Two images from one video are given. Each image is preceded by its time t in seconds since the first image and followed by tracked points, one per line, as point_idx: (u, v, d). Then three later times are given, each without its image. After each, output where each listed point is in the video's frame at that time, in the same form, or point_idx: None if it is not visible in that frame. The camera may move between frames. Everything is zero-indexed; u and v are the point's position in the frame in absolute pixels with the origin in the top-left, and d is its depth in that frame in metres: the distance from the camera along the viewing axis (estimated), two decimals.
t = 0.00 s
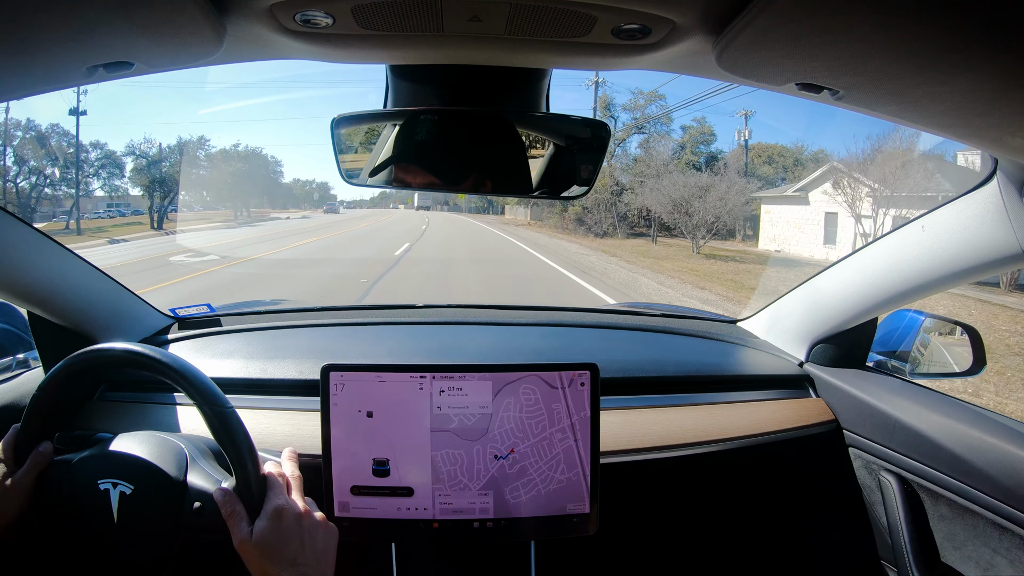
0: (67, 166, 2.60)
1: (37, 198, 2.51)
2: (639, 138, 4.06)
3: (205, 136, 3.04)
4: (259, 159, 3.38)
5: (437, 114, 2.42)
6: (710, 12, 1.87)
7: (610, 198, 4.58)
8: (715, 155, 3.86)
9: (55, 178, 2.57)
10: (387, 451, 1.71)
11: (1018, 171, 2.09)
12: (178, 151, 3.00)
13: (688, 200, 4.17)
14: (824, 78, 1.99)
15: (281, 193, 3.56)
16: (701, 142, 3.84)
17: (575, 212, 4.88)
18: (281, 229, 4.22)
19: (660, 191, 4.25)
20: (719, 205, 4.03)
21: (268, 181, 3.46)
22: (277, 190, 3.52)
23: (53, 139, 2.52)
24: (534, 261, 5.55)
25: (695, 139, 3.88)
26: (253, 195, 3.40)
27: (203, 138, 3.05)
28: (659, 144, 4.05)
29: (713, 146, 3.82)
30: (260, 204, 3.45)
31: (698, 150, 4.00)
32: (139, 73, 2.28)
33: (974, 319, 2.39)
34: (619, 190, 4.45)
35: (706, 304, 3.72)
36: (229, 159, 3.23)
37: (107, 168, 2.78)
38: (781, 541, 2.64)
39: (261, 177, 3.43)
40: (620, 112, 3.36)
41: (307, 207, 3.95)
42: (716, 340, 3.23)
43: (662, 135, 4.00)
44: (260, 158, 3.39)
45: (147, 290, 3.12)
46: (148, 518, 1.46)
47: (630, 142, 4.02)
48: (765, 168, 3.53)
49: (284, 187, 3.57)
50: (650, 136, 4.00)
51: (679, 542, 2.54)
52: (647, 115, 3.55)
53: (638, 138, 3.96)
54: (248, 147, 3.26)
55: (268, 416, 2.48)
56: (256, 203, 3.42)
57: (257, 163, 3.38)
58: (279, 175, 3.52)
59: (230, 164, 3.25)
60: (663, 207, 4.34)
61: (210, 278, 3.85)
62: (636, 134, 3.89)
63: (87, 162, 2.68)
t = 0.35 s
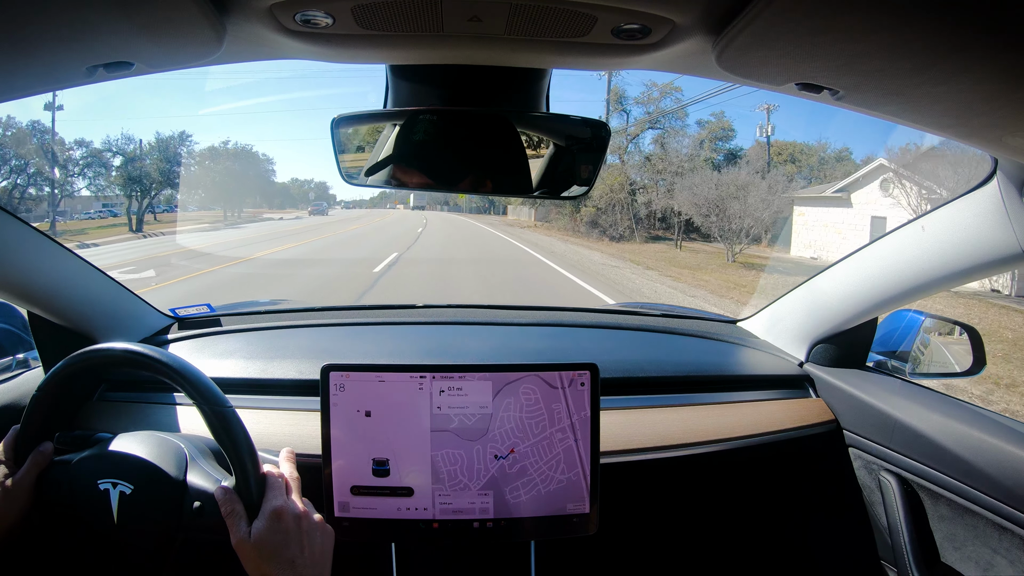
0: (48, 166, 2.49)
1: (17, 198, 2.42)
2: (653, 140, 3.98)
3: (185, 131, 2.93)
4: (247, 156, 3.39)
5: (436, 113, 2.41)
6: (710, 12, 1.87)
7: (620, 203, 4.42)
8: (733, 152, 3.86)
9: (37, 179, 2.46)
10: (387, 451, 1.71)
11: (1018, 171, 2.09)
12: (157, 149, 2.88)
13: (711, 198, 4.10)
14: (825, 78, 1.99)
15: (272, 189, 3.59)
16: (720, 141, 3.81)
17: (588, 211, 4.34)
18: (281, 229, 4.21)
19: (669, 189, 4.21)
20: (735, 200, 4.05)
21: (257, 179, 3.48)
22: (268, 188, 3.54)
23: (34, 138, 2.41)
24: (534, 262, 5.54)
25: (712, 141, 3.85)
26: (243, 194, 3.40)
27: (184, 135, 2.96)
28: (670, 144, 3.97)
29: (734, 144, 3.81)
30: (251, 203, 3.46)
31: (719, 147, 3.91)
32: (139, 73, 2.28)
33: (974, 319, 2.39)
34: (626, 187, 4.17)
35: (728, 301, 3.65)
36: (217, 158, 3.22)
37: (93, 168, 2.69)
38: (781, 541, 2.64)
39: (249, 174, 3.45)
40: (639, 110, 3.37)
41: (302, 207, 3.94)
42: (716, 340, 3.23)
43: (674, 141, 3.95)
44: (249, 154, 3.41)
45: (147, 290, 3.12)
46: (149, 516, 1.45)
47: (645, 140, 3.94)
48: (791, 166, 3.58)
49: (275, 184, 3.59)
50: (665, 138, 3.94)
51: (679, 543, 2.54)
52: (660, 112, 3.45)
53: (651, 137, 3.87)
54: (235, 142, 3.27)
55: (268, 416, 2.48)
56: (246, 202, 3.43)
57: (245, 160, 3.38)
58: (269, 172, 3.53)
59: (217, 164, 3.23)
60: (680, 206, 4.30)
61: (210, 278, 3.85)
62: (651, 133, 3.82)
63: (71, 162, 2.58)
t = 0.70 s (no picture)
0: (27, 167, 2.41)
1: None
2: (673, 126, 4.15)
3: (160, 125, 2.83)
4: (236, 154, 3.29)
5: (435, 113, 2.42)
6: (711, 12, 1.87)
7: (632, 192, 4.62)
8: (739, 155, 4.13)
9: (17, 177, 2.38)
10: (387, 451, 1.71)
11: (1019, 172, 2.09)
12: (132, 144, 2.82)
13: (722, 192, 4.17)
14: (825, 79, 1.99)
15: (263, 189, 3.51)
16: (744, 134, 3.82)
17: (604, 214, 4.78)
18: (280, 228, 4.21)
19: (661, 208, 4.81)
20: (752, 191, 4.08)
21: (248, 178, 3.39)
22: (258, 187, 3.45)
23: (13, 136, 2.33)
24: (534, 262, 5.54)
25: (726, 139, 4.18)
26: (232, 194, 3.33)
27: (161, 131, 2.90)
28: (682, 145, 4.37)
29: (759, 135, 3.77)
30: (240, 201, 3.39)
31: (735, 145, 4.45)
32: (139, 73, 2.28)
33: (974, 319, 2.39)
34: (625, 208, 4.76)
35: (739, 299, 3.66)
36: (200, 158, 3.12)
37: (76, 166, 2.65)
38: (782, 541, 2.63)
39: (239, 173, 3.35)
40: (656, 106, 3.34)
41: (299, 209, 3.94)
42: (716, 340, 3.23)
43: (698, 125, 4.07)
44: (238, 151, 3.31)
45: (147, 290, 3.12)
46: (149, 514, 1.46)
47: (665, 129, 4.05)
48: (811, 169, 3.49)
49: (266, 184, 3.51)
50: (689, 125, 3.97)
51: (679, 543, 2.54)
52: (677, 106, 3.38)
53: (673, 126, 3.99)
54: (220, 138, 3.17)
55: (269, 416, 2.48)
56: (235, 201, 3.37)
57: (234, 157, 3.28)
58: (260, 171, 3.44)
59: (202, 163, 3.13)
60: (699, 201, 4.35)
61: (210, 278, 3.85)
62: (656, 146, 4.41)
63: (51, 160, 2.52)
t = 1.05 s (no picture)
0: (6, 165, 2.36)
1: None
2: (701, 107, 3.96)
3: (136, 119, 2.64)
4: (220, 150, 3.27)
5: (435, 113, 2.42)
6: (710, 12, 1.87)
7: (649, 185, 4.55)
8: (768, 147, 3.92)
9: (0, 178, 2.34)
10: (387, 451, 1.71)
11: (1018, 172, 2.08)
12: (101, 143, 2.62)
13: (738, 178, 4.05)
14: (825, 78, 1.99)
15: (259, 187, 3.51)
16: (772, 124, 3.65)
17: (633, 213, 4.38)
18: (280, 228, 4.21)
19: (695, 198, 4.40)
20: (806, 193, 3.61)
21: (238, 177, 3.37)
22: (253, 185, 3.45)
23: None
24: (534, 262, 5.54)
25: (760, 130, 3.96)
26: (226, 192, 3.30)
27: (134, 125, 2.66)
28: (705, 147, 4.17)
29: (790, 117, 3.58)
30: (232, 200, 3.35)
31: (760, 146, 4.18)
32: (139, 73, 2.28)
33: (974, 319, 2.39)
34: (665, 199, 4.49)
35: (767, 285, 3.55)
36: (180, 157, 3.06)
37: (58, 164, 2.56)
38: (782, 540, 2.64)
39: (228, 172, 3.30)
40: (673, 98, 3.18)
41: (294, 208, 3.93)
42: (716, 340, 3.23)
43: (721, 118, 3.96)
44: (223, 147, 3.29)
45: (147, 290, 3.12)
46: (149, 515, 1.45)
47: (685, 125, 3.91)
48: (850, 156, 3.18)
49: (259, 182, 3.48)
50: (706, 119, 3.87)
51: (679, 543, 2.54)
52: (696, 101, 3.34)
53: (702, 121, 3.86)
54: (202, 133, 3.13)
55: (269, 416, 2.48)
56: (233, 200, 3.35)
57: (218, 154, 3.26)
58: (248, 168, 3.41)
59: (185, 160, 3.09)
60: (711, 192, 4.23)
61: (210, 278, 3.85)
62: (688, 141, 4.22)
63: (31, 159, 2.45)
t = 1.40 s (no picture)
0: None
1: None
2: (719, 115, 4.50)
3: (102, 112, 2.51)
4: (205, 148, 3.16)
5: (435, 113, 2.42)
6: (710, 12, 1.87)
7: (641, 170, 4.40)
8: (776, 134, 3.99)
9: None
10: (387, 451, 1.71)
11: (1018, 171, 2.09)
12: (65, 138, 2.50)
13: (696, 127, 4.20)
14: (825, 78, 1.99)
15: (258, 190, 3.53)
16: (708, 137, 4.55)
17: (659, 217, 5.06)
18: (279, 228, 4.21)
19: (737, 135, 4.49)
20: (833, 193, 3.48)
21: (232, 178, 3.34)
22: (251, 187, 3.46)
23: None
24: (534, 262, 5.54)
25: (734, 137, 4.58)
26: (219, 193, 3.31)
27: (102, 118, 2.53)
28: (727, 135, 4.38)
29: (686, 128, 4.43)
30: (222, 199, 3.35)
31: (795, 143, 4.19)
32: (139, 73, 2.28)
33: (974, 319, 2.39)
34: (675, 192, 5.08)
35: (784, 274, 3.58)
36: (163, 154, 2.98)
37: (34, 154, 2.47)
38: (782, 540, 2.63)
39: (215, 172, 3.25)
40: (682, 99, 3.11)
41: (291, 208, 3.92)
42: (716, 340, 3.22)
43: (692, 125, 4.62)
44: (207, 144, 3.17)
45: (147, 290, 3.12)
46: (148, 517, 1.46)
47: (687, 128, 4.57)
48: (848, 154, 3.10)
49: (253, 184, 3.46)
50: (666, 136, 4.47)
51: (679, 543, 2.54)
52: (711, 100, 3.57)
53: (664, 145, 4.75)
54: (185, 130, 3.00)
55: (268, 416, 2.48)
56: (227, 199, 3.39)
57: (202, 153, 3.15)
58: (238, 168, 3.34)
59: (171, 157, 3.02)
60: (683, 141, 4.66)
61: (210, 278, 3.85)
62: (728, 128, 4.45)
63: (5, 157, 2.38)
